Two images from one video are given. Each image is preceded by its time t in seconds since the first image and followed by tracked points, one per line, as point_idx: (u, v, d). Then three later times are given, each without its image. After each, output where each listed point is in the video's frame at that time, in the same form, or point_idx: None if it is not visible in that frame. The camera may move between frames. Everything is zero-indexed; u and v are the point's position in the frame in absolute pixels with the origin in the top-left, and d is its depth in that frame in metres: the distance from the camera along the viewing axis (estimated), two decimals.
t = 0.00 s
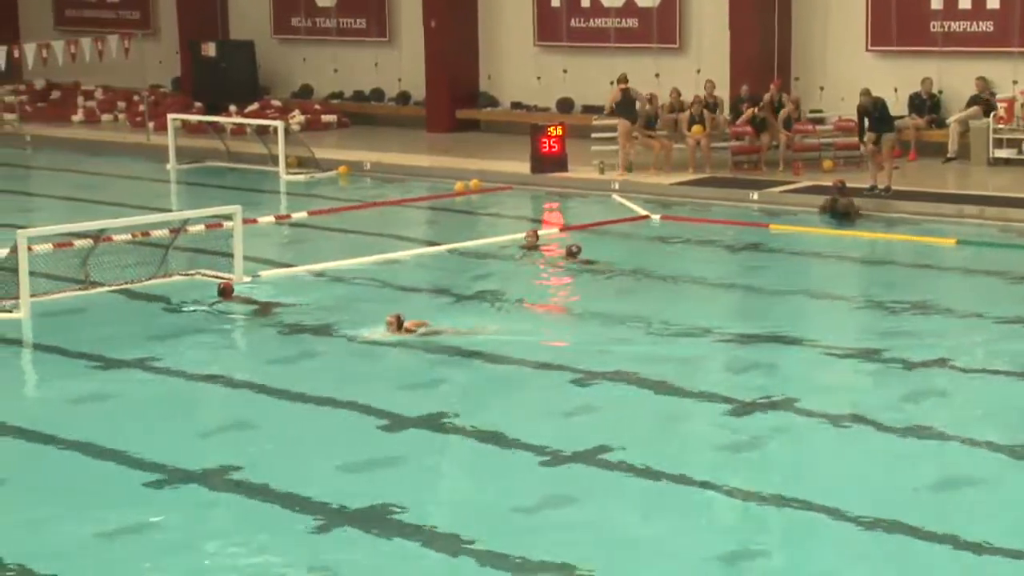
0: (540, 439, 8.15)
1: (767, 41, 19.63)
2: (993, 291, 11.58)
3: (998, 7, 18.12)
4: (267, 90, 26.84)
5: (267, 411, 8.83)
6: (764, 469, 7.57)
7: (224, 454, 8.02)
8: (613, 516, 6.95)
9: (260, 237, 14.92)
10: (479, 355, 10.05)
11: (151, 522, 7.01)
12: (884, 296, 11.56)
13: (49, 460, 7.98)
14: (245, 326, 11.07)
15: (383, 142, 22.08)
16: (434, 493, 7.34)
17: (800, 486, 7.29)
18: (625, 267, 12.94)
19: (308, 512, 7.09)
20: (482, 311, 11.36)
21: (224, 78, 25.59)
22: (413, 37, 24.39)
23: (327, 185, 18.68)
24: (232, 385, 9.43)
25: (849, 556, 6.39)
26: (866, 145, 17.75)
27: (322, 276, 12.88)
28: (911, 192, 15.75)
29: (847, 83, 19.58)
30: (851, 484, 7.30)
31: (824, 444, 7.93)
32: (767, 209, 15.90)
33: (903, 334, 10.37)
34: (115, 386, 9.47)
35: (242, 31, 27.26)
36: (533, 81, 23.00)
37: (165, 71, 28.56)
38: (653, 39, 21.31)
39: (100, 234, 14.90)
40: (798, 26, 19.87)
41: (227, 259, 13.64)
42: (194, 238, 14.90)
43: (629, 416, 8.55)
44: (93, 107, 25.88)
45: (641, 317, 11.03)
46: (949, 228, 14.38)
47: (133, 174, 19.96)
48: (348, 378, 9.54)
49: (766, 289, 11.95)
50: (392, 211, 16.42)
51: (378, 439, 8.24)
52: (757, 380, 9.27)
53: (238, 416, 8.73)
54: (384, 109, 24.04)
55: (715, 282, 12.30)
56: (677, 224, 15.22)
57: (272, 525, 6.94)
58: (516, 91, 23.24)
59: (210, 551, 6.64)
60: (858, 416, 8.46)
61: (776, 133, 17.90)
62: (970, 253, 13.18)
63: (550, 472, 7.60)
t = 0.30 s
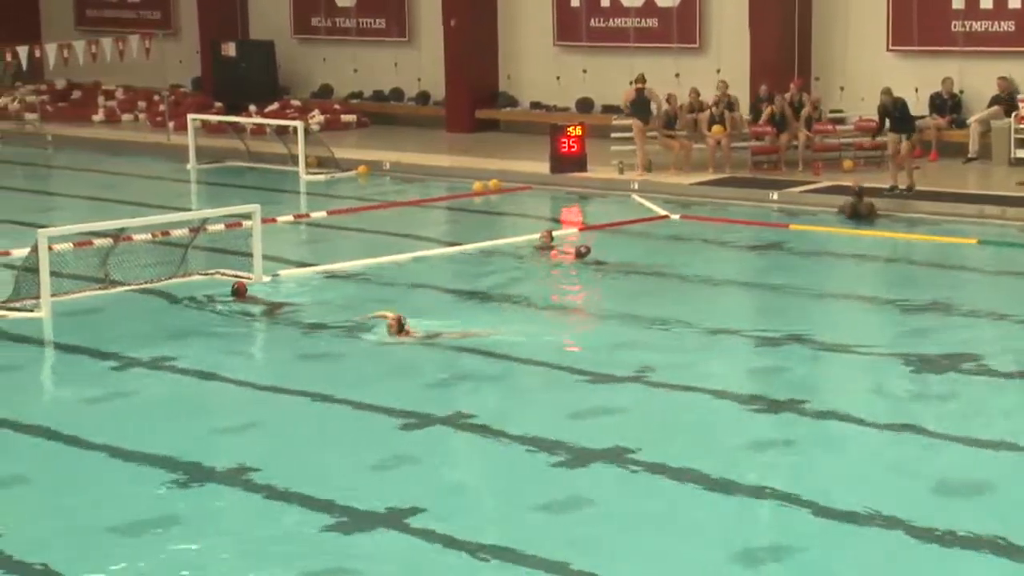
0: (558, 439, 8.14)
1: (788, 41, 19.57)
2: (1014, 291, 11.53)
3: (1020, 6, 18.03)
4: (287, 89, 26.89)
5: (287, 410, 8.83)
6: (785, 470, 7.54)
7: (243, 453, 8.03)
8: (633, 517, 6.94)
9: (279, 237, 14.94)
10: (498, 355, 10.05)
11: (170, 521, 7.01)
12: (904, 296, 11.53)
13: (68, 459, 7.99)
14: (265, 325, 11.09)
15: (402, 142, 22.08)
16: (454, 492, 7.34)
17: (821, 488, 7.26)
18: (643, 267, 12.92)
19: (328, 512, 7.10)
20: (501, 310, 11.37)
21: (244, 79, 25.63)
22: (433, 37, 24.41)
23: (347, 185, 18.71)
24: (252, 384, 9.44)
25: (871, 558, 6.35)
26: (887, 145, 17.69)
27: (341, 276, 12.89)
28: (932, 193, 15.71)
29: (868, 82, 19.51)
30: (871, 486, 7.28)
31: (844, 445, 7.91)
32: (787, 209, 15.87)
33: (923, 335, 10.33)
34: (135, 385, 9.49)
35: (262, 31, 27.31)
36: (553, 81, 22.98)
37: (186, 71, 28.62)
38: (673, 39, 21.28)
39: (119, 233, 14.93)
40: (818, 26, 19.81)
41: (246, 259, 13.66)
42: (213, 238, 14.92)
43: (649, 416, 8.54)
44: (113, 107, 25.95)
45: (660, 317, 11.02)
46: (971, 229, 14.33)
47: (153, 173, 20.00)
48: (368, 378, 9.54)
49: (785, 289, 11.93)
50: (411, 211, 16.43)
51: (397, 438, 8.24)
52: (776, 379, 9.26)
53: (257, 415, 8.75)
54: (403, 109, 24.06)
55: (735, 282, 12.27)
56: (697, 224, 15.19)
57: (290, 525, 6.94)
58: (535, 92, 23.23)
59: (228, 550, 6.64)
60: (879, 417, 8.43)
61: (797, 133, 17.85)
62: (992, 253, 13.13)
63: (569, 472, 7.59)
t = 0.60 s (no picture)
0: (573, 439, 8.13)
1: (804, 41, 19.53)
2: None
3: None
4: (303, 89, 26.92)
5: (302, 410, 8.84)
6: (801, 470, 7.54)
7: (259, 453, 8.04)
8: (650, 517, 6.94)
9: (295, 236, 14.96)
10: (514, 356, 10.04)
11: (186, 521, 7.03)
12: (921, 296, 11.50)
13: (84, 459, 8.01)
14: (280, 325, 11.10)
15: (418, 143, 22.09)
16: (470, 492, 7.34)
17: (838, 489, 7.25)
18: (658, 267, 12.92)
19: (344, 512, 7.10)
20: (517, 310, 11.38)
21: (260, 78, 25.65)
22: (449, 37, 24.43)
23: (363, 184, 18.73)
24: (268, 384, 9.46)
25: (890, 559, 6.34)
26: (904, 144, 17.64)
27: (357, 276, 12.90)
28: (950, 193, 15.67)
29: (885, 82, 19.46)
30: (887, 486, 7.26)
31: (860, 446, 7.90)
32: (804, 210, 15.83)
33: (939, 335, 10.32)
34: (151, 384, 9.51)
35: (278, 32, 27.35)
36: (569, 81, 22.96)
37: (202, 71, 28.67)
38: (689, 38, 21.27)
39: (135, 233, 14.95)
40: (835, 26, 19.77)
41: (262, 259, 13.67)
42: (228, 237, 14.94)
43: (664, 416, 8.53)
44: (130, 107, 25.99)
45: (675, 318, 11.00)
46: (988, 229, 14.29)
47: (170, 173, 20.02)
48: (383, 378, 9.54)
49: (802, 289, 11.92)
50: (427, 211, 16.43)
51: (412, 438, 8.25)
52: (792, 380, 9.24)
53: (273, 415, 8.75)
54: (419, 109, 24.07)
55: (750, 282, 12.25)
56: (713, 224, 15.16)
57: (307, 524, 6.95)
58: (551, 92, 23.22)
59: (246, 549, 6.65)
60: (894, 418, 8.41)
61: (813, 133, 17.82)
62: (1010, 253, 13.10)
63: (584, 472, 7.59)
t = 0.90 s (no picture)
0: (580, 439, 8.13)
1: (811, 40, 19.52)
2: None
3: None
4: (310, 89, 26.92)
5: (309, 410, 8.85)
6: (809, 471, 7.53)
7: (266, 452, 8.04)
8: (655, 518, 6.93)
9: (302, 236, 14.96)
10: (519, 355, 10.05)
11: (193, 520, 7.03)
12: (929, 296, 11.50)
13: (90, 458, 8.01)
14: (287, 325, 11.10)
15: (425, 142, 22.08)
16: (476, 492, 7.34)
17: (845, 489, 7.23)
18: (665, 267, 12.92)
19: (350, 511, 7.10)
20: (524, 309, 11.40)
21: (267, 78, 25.66)
22: (456, 37, 24.44)
23: (370, 184, 18.74)
24: (275, 383, 9.46)
25: (897, 561, 6.32)
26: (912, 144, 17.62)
27: (363, 275, 12.91)
28: (957, 193, 15.65)
29: (892, 82, 19.43)
30: (894, 487, 7.26)
31: (871, 445, 7.91)
32: (812, 210, 15.81)
33: (946, 335, 10.31)
34: (157, 384, 9.51)
35: (285, 31, 27.35)
36: (576, 81, 22.95)
37: (209, 71, 28.69)
38: (696, 39, 21.26)
39: (143, 233, 14.96)
40: (842, 26, 19.75)
41: (268, 258, 13.67)
42: (236, 237, 14.94)
43: (671, 416, 8.53)
44: (137, 107, 25.99)
45: (681, 318, 11.00)
46: (995, 229, 14.28)
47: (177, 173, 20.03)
48: (390, 377, 9.54)
49: (808, 289, 11.91)
50: (434, 211, 16.43)
51: (418, 438, 8.25)
52: (799, 380, 9.24)
53: (279, 414, 8.76)
54: (426, 108, 24.07)
55: (758, 282, 12.24)
56: (720, 224, 15.15)
57: (314, 523, 6.95)
58: (558, 92, 23.21)
59: (250, 549, 6.65)
60: (902, 418, 8.40)
61: (820, 133, 17.79)
62: (1018, 254, 13.09)
63: (590, 471, 7.59)
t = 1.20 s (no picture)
0: (581, 439, 8.12)
1: (812, 40, 19.52)
2: None
3: None
4: (311, 89, 26.92)
5: (311, 409, 8.85)
6: (810, 471, 7.52)
7: (268, 452, 8.04)
8: (657, 518, 6.92)
9: (303, 236, 14.96)
10: (520, 355, 10.05)
11: (196, 519, 7.03)
12: (929, 296, 11.50)
13: (91, 458, 8.01)
14: (288, 325, 11.10)
15: (426, 142, 22.08)
16: (478, 492, 7.34)
17: (847, 489, 7.23)
18: (666, 267, 12.92)
19: (352, 511, 7.10)
20: (525, 309, 11.42)
21: (269, 78, 25.65)
22: (457, 37, 24.45)
23: (371, 184, 18.74)
24: (276, 384, 9.46)
25: (900, 560, 6.32)
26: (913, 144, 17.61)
27: (365, 276, 12.91)
28: (959, 193, 15.65)
29: (894, 82, 19.43)
30: (896, 487, 7.25)
31: (872, 445, 7.90)
32: (814, 209, 15.81)
33: (948, 335, 10.31)
34: (159, 385, 9.51)
35: (286, 31, 27.35)
36: (578, 81, 22.94)
37: (210, 71, 28.69)
38: (697, 39, 21.26)
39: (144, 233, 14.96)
40: (844, 26, 19.74)
41: (270, 258, 13.66)
42: (237, 237, 14.95)
43: (672, 416, 8.52)
44: (139, 107, 25.99)
45: (683, 317, 11.00)
46: (996, 229, 14.28)
47: (178, 173, 20.02)
48: (392, 378, 9.54)
49: (809, 289, 11.92)
50: (435, 211, 16.43)
51: (420, 438, 8.24)
52: (801, 380, 9.24)
53: (281, 414, 8.76)
54: (427, 108, 24.07)
55: (759, 282, 12.24)
56: (721, 224, 15.15)
57: (317, 524, 6.94)
58: (560, 91, 23.21)
59: (252, 548, 6.64)
60: (903, 418, 8.40)
61: (822, 133, 17.79)
62: (1019, 253, 13.10)
63: (592, 471, 7.59)
